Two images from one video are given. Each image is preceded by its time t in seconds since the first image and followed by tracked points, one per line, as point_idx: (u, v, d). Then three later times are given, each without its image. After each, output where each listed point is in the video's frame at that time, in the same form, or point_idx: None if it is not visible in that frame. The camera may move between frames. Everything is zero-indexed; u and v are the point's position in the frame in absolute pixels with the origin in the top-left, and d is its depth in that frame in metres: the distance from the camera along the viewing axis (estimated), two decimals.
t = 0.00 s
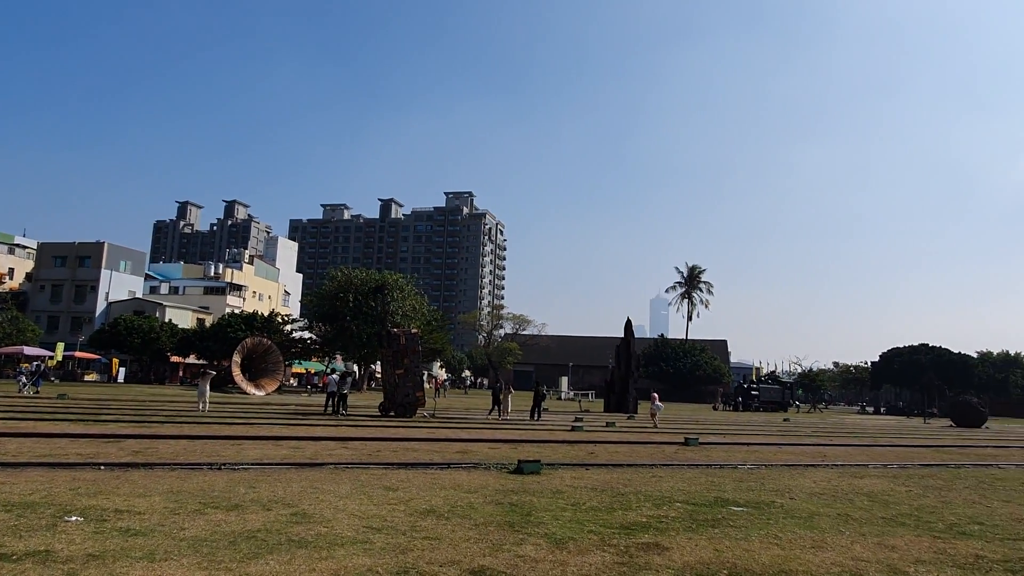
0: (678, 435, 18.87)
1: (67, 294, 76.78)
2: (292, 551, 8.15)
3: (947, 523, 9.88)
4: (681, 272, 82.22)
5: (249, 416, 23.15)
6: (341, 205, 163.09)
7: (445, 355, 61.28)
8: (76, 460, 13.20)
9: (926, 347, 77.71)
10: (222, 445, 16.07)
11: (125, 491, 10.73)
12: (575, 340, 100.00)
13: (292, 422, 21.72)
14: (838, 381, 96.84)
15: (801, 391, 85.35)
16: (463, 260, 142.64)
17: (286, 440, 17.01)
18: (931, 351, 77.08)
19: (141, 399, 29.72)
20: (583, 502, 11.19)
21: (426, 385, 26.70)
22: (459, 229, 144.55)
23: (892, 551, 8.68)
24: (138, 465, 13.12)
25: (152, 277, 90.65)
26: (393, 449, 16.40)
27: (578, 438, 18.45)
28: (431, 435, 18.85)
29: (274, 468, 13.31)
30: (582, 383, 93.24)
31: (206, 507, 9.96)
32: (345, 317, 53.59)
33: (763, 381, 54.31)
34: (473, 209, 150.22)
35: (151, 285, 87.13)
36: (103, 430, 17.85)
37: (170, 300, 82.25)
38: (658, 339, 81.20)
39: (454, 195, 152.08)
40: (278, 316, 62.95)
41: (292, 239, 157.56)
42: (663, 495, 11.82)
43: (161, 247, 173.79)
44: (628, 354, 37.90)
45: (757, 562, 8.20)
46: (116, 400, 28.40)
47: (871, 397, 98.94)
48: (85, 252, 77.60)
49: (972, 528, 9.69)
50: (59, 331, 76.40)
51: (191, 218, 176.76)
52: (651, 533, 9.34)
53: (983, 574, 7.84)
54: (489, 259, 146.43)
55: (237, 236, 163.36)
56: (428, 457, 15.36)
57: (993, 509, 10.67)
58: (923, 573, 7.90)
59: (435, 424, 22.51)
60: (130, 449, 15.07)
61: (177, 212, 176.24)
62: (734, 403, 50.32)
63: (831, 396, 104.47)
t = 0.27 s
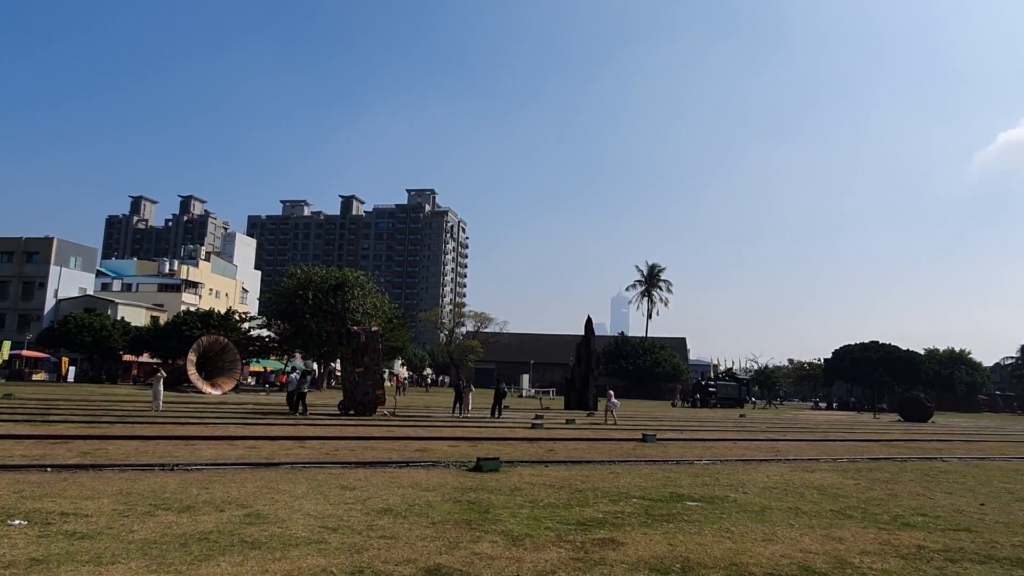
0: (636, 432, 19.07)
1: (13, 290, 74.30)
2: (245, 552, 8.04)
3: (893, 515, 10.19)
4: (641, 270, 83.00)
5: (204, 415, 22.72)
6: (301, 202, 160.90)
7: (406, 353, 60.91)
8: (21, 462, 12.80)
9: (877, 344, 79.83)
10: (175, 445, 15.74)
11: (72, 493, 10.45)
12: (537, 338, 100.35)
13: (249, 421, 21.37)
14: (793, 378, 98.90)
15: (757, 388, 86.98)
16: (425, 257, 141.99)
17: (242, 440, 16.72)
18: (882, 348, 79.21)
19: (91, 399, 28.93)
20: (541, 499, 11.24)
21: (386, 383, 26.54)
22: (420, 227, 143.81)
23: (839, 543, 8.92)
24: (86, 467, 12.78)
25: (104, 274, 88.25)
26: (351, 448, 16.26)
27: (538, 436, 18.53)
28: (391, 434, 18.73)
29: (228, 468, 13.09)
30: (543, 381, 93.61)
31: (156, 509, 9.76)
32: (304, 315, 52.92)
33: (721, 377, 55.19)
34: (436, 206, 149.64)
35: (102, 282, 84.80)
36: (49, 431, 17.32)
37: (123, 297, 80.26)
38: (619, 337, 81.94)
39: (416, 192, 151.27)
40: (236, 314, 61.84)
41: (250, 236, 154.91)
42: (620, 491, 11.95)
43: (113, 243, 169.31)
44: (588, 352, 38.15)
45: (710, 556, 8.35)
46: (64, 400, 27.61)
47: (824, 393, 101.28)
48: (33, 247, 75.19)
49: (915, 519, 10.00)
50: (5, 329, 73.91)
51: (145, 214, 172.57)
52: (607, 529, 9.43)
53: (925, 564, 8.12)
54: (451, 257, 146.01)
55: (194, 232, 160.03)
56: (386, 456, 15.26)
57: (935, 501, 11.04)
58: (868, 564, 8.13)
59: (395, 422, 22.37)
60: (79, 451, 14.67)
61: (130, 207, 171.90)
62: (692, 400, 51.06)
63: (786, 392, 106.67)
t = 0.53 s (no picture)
0: (590, 433, 19.23)
1: None
2: (189, 559, 7.86)
3: (835, 512, 10.48)
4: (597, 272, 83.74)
5: (150, 419, 22.13)
6: (255, 201, 158.11)
7: (362, 354, 60.28)
8: None
9: (824, 346, 81.91)
10: (119, 450, 15.29)
11: (8, 500, 10.08)
12: (493, 340, 100.41)
13: (197, 424, 20.89)
14: (743, 379, 100.85)
15: (710, 389, 88.48)
16: (381, 258, 140.83)
17: (189, 444, 16.33)
18: (829, 350, 81.31)
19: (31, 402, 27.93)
20: (493, 501, 11.26)
21: (340, 385, 26.23)
22: (377, 228, 142.64)
23: (783, 540, 9.14)
24: (23, 472, 12.32)
25: (46, 273, 85.31)
26: (303, 451, 16.01)
27: (493, 437, 18.54)
28: (344, 436, 18.52)
29: (174, 473, 12.78)
30: (499, 382, 93.65)
31: (97, 515, 9.48)
32: (257, 316, 51.97)
33: (674, 379, 55.98)
34: (393, 207, 148.65)
35: (45, 281, 81.98)
36: None
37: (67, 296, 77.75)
38: (574, 339, 82.50)
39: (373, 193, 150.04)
40: (185, 315, 60.39)
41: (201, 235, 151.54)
42: (572, 492, 12.04)
43: (57, 240, 163.78)
44: (544, 354, 38.29)
45: (658, 555, 8.46)
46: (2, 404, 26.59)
47: (774, 394, 103.58)
48: None
49: (856, 516, 10.31)
50: None
51: (91, 211, 167.44)
52: (558, 530, 9.49)
53: (863, 560, 8.36)
54: (408, 258, 145.16)
55: (142, 230, 155.86)
56: (339, 459, 15.09)
57: (876, 498, 11.38)
58: (810, 560, 8.34)
59: (349, 425, 22.13)
60: (17, 455, 14.16)
61: (75, 204, 166.55)
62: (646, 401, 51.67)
63: (738, 394, 108.71)
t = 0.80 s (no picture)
0: (546, 430, 19.31)
1: None
2: (131, 560, 7.67)
3: (781, 506, 10.72)
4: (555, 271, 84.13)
5: (95, 418, 21.51)
6: (209, 195, 154.76)
7: (318, 352, 59.51)
8: None
9: (775, 344, 83.78)
10: (61, 449, 14.84)
11: None
12: (452, 338, 100.18)
13: (145, 424, 20.37)
14: (698, 377, 102.46)
15: (665, 388, 89.64)
16: (339, 255, 139.25)
17: (135, 444, 15.92)
18: (780, 348, 83.20)
19: None
20: (446, 498, 11.24)
21: (294, 382, 25.85)
22: (335, 224, 140.98)
23: (729, 534, 9.31)
24: None
25: None
26: (254, 450, 15.75)
27: (448, 435, 18.49)
28: (297, 435, 18.27)
29: (119, 472, 12.45)
30: (457, 380, 93.46)
31: (36, 517, 9.18)
32: (209, 313, 50.90)
33: (630, 377, 56.60)
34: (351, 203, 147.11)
35: None
36: None
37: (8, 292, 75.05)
38: (532, 337, 82.78)
39: (331, 189, 148.29)
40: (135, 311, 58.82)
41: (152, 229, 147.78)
42: (525, 489, 12.08)
43: None
44: (501, 352, 38.31)
45: (608, 550, 8.55)
46: None
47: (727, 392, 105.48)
48: None
49: (801, 510, 10.56)
50: None
51: (35, 203, 161.92)
52: (510, 527, 9.52)
53: (806, 551, 8.58)
54: (366, 255, 143.83)
55: (90, 224, 151.31)
56: (291, 457, 14.88)
57: (821, 492, 11.68)
58: (755, 553, 8.51)
59: (303, 423, 21.82)
60: None
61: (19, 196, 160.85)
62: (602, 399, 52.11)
63: (693, 391, 110.38)
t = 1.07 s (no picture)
0: (491, 431, 19.35)
1: None
2: (53, 567, 7.37)
3: (717, 506, 10.97)
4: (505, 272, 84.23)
5: (22, 418, 20.63)
6: (150, 189, 150.14)
7: (261, 352, 58.29)
8: None
9: (718, 347, 85.62)
10: None
11: None
12: (400, 339, 99.44)
13: (75, 424, 19.63)
14: (644, 378, 104.00)
15: (612, 389, 90.76)
16: (285, 253, 136.81)
17: (64, 445, 15.33)
18: (722, 351, 85.07)
19: None
20: (388, 500, 11.16)
21: (235, 382, 25.33)
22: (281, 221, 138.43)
23: (667, 533, 9.49)
24: None
25: None
26: (191, 452, 15.35)
27: (392, 436, 18.36)
28: (237, 436, 17.89)
29: (45, 476, 11.97)
30: (405, 381, 92.77)
31: None
32: (147, 310, 49.39)
33: (576, 378, 57.09)
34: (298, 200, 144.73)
35: None
36: None
37: None
38: (480, 338, 82.76)
39: (278, 185, 145.56)
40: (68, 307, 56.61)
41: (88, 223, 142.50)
42: (468, 490, 12.07)
43: None
44: (449, 353, 38.16)
45: (547, 551, 8.60)
46: None
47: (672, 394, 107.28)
48: None
49: (737, 508, 10.82)
50: None
51: None
52: (450, 528, 9.49)
53: (740, 550, 8.78)
54: (313, 253, 141.68)
55: (21, 216, 145.11)
56: (229, 459, 14.55)
57: (756, 492, 11.99)
58: (691, 552, 8.68)
59: (243, 424, 21.36)
60: None
61: None
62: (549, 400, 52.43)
63: (639, 393, 111.97)
